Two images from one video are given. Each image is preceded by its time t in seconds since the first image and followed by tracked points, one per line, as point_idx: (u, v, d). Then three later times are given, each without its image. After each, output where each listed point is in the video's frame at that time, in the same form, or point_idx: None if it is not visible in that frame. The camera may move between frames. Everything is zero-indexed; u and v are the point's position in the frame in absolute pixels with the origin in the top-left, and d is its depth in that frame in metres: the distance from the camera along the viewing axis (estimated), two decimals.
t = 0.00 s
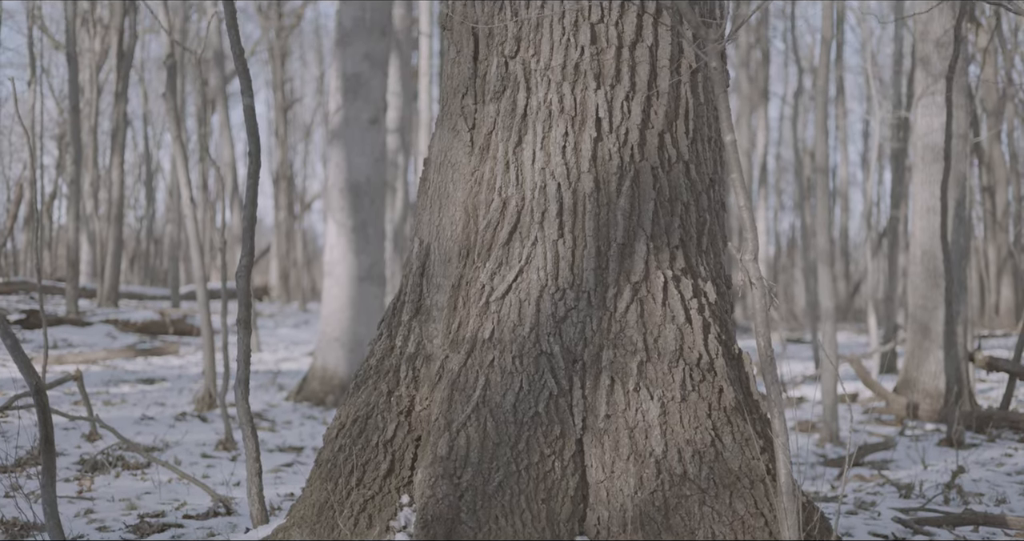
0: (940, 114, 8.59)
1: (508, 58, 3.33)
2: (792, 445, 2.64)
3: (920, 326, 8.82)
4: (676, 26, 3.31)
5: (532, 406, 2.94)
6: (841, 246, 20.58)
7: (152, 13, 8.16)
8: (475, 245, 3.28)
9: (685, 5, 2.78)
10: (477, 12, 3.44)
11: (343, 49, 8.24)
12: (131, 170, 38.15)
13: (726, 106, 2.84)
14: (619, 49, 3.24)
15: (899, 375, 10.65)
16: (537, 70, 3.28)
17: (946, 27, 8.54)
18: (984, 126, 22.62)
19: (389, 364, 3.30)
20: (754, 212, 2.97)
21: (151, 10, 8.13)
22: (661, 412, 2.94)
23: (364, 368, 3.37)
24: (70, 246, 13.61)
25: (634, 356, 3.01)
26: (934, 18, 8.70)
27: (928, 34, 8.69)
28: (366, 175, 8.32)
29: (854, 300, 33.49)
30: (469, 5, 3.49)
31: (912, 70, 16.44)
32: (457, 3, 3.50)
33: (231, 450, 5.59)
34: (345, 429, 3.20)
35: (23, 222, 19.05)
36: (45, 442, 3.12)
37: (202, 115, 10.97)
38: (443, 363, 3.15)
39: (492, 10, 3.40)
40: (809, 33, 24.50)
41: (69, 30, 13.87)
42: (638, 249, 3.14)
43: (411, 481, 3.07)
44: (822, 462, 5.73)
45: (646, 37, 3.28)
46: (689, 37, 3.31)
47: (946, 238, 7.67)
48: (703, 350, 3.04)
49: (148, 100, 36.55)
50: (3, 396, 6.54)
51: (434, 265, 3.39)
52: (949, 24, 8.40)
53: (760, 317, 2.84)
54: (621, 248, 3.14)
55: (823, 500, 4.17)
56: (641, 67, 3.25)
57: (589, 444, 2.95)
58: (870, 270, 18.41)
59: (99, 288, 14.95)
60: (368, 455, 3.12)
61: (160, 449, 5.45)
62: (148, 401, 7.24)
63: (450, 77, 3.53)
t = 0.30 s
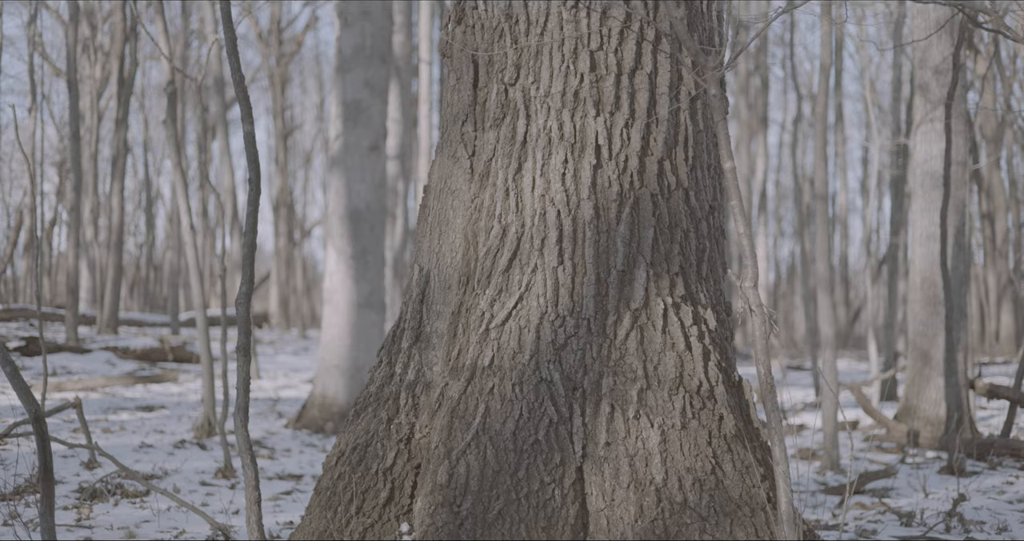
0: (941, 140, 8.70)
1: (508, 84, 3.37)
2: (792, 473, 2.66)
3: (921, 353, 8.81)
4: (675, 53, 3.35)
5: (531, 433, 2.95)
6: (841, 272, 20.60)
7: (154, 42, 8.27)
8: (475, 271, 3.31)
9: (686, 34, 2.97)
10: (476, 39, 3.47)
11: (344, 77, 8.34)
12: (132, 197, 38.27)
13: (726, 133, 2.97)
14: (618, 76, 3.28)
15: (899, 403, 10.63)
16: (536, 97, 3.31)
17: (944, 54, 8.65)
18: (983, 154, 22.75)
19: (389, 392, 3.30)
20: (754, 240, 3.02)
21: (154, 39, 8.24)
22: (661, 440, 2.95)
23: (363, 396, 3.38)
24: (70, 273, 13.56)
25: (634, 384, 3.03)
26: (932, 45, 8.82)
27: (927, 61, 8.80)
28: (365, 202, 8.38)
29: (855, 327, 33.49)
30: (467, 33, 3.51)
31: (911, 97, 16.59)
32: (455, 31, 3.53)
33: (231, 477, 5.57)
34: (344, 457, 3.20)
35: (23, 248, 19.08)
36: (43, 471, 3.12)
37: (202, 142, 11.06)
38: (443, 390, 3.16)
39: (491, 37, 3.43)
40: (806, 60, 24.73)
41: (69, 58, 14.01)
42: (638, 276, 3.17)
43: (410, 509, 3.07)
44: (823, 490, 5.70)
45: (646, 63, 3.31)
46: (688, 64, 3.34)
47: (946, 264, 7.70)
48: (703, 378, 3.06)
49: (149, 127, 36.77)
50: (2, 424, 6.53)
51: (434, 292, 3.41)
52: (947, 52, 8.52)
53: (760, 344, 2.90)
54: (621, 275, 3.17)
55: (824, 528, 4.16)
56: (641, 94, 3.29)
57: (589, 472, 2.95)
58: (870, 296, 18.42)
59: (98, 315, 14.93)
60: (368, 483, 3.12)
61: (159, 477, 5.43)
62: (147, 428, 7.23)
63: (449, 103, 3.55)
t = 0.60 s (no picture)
0: (939, 167, 8.78)
1: (508, 111, 3.41)
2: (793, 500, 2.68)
3: (921, 379, 8.81)
4: (673, 80, 3.41)
5: (531, 461, 2.96)
6: (841, 298, 20.63)
7: (157, 69, 8.39)
8: (475, 297, 3.33)
9: (684, 61, 3.15)
10: (476, 65, 3.52)
11: (344, 103, 8.42)
12: (132, 223, 38.35)
13: (726, 159, 3.06)
14: (618, 103, 3.33)
15: (900, 429, 10.61)
16: (536, 123, 3.36)
17: (942, 81, 8.75)
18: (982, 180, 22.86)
19: (389, 419, 3.31)
20: (753, 267, 3.05)
21: (157, 66, 8.36)
22: (661, 467, 2.96)
23: (363, 423, 3.39)
24: (70, 299, 13.52)
25: (634, 411, 3.04)
26: (930, 72, 8.97)
27: (925, 87, 8.95)
28: (366, 227, 8.43)
29: (855, 352, 33.41)
30: (467, 59, 3.56)
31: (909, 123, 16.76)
32: (456, 57, 3.57)
33: (230, 504, 5.55)
34: (343, 484, 3.20)
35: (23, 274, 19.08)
36: (40, 498, 3.12)
37: (203, 168, 11.14)
38: (443, 417, 3.17)
39: (491, 63, 3.48)
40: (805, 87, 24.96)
41: (72, 85, 14.15)
42: (638, 302, 3.20)
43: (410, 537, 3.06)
44: (824, 518, 5.67)
45: (645, 90, 3.37)
46: (687, 90, 3.40)
47: (945, 288, 7.74)
48: (703, 404, 3.08)
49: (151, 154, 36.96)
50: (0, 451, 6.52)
51: (434, 318, 3.42)
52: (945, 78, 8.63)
53: (761, 371, 2.93)
54: (621, 301, 3.19)
55: None
56: (640, 120, 3.34)
57: (589, 499, 2.95)
58: (871, 322, 18.41)
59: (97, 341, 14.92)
60: (367, 510, 3.11)
61: (157, 504, 5.42)
62: (145, 455, 7.21)
63: (449, 129, 3.59)
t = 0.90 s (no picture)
0: (938, 192, 8.84)
1: (507, 136, 3.47)
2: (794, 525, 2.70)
3: (921, 405, 8.79)
4: (673, 104, 3.47)
5: (531, 486, 2.97)
6: (842, 324, 20.61)
7: (158, 95, 8.48)
8: (474, 322, 3.35)
9: (684, 86, 3.22)
10: (476, 91, 3.58)
11: (345, 128, 8.51)
12: (132, 248, 38.45)
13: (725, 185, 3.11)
14: (617, 129, 3.39)
15: (900, 455, 10.57)
16: (535, 148, 3.42)
17: (940, 106, 8.85)
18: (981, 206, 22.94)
19: (388, 444, 3.32)
20: (753, 292, 3.09)
21: (158, 92, 8.45)
22: (662, 493, 2.97)
23: (363, 448, 3.40)
24: (70, 325, 13.50)
25: (634, 436, 3.06)
26: (929, 98, 9.03)
27: (924, 113, 9.01)
28: (366, 252, 8.48)
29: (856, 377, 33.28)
30: (467, 85, 3.62)
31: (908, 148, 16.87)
32: (456, 83, 3.63)
33: (228, 531, 5.53)
34: (343, 511, 3.20)
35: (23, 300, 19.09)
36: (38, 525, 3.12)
37: (204, 194, 11.20)
38: (443, 442, 3.18)
39: (491, 89, 3.54)
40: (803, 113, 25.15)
41: (73, 111, 14.27)
42: (637, 327, 3.23)
43: None
44: None
45: (644, 115, 3.42)
46: (686, 116, 3.46)
47: (944, 313, 7.76)
48: (703, 430, 3.10)
49: (151, 179, 37.14)
50: None
51: (433, 343, 3.44)
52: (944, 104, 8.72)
53: (761, 396, 2.95)
54: (620, 326, 3.22)
55: None
56: (639, 146, 3.40)
57: (589, 525, 2.94)
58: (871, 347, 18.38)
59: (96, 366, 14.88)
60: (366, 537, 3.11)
61: (155, 530, 5.40)
62: (144, 481, 7.18)
63: (449, 155, 3.64)
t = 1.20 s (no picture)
0: (936, 218, 8.91)
1: (507, 162, 3.52)
2: None
3: (922, 430, 8.77)
4: (672, 130, 3.52)
5: (530, 512, 2.98)
6: (841, 348, 20.61)
7: (159, 120, 8.56)
8: (474, 347, 3.38)
9: (683, 113, 3.27)
10: (476, 117, 3.64)
11: (345, 153, 8.57)
12: (132, 273, 38.49)
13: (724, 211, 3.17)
14: (617, 154, 3.44)
15: (902, 481, 10.54)
16: (535, 174, 3.47)
17: (939, 132, 8.95)
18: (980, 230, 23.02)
19: (388, 469, 3.34)
20: (754, 317, 3.12)
21: (159, 117, 8.54)
22: (662, 519, 2.99)
23: (363, 474, 3.42)
24: (69, 350, 13.48)
25: (634, 462, 3.08)
26: (928, 123, 9.10)
27: (922, 138, 9.08)
28: (366, 277, 8.52)
29: (856, 402, 33.19)
30: (467, 111, 3.68)
31: (907, 173, 16.99)
32: (456, 109, 3.69)
33: None
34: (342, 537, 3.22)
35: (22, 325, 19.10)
36: None
37: (203, 219, 11.24)
38: (443, 467, 3.20)
39: (491, 115, 3.60)
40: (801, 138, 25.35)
41: (74, 137, 14.38)
42: (638, 352, 3.26)
43: None
44: None
45: (644, 141, 3.48)
46: (686, 142, 3.51)
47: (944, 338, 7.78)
48: (703, 456, 3.13)
49: (152, 204, 37.29)
50: None
51: (433, 369, 3.47)
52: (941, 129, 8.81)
53: (761, 421, 2.97)
54: (620, 351, 3.26)
55: None
56: (639, 171, 3.44)
57: None
58: (872, 372, 18.37)
59: (95, 391, 14.85)
60: None
61: None
62: (143, 506, 7.16)
63: (449, 180, 3.70)
